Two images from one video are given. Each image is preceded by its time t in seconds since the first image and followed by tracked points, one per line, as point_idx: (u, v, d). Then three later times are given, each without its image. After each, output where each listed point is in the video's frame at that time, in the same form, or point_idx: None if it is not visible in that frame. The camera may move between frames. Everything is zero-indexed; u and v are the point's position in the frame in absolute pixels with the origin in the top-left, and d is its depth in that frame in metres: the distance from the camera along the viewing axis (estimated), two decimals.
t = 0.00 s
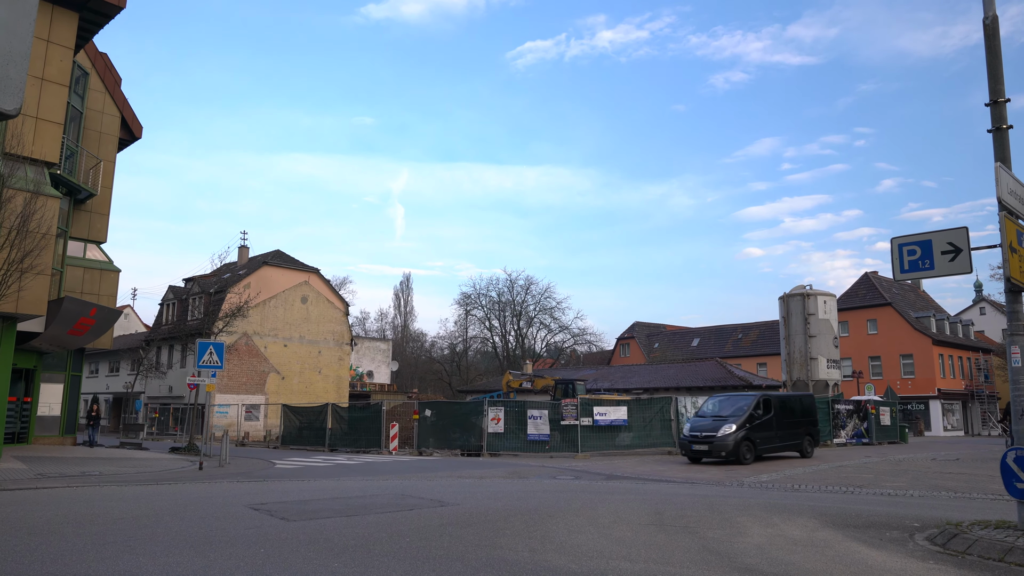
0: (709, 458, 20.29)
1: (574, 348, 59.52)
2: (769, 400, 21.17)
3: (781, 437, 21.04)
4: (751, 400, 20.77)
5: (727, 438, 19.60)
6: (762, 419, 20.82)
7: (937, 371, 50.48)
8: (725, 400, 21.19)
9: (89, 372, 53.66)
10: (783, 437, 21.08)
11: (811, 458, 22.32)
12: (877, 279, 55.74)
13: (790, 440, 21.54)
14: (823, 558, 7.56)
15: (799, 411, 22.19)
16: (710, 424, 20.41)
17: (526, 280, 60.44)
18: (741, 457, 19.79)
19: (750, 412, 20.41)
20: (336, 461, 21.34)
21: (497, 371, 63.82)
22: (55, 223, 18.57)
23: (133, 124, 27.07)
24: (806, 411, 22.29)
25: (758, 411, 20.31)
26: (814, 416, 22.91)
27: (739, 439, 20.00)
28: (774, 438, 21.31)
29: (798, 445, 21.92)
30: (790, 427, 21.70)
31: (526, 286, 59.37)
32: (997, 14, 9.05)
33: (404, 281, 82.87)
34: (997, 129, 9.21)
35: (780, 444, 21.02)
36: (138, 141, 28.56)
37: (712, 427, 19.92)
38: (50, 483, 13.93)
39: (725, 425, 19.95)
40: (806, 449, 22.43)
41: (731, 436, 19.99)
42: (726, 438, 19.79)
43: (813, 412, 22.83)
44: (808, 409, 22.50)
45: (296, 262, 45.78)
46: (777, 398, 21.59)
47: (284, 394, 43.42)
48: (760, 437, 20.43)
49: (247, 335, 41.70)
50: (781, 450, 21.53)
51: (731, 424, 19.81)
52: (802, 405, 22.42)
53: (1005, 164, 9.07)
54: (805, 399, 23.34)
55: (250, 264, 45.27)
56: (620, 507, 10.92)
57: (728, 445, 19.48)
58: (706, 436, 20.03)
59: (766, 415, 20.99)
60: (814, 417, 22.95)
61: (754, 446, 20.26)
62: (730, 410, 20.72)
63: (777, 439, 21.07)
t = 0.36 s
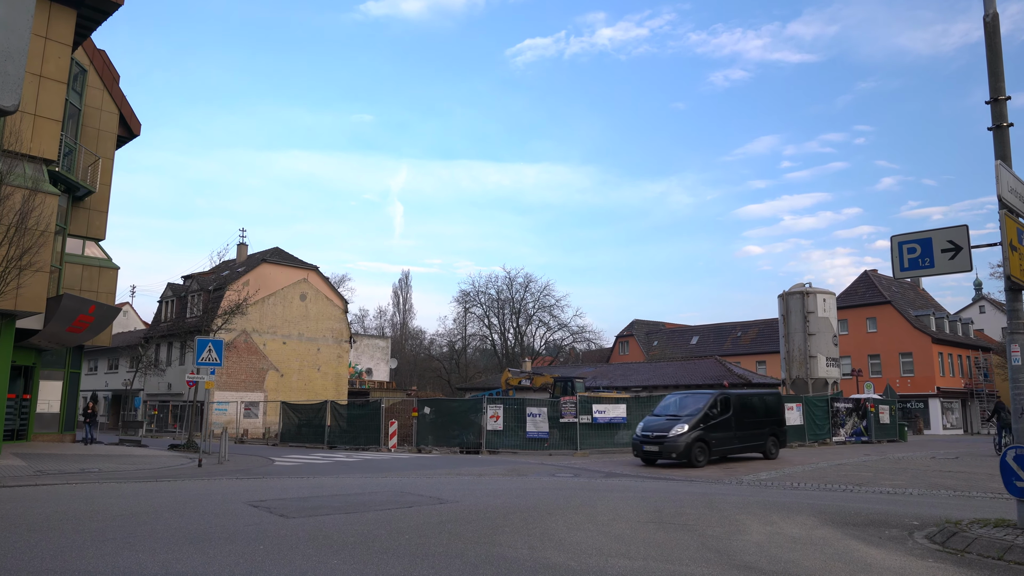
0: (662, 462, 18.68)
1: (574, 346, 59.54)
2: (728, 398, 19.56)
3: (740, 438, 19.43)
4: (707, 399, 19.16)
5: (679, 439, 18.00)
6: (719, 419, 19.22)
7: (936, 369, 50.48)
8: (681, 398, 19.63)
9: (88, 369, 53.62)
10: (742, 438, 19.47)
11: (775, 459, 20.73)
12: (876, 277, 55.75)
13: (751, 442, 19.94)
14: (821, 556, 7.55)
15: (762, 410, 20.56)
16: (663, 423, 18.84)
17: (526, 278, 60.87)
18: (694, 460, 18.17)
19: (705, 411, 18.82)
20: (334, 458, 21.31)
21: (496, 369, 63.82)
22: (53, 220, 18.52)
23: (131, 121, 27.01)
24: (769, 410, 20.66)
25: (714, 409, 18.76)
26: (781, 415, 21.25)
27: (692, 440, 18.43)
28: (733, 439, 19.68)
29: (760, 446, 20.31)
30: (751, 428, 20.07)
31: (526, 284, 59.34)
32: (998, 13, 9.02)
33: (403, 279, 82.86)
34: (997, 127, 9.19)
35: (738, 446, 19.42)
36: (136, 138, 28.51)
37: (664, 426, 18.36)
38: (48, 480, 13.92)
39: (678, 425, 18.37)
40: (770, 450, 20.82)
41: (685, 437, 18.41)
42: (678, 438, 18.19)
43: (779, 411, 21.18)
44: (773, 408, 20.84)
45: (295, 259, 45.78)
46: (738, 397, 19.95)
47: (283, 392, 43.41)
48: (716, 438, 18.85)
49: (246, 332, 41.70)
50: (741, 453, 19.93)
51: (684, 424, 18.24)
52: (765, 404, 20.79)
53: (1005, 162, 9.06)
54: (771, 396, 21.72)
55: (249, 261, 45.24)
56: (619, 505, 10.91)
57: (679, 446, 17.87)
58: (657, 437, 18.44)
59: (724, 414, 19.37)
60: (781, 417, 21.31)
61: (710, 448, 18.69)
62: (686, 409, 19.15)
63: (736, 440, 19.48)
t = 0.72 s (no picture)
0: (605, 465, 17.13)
1: (578, 344, 59.54)
2: (679, 397, 17.84)
3: (690, 440, 17.69)
4: (655, 396, 17.54)
5: (619, 441, 16.44)
6: (667, 419, 17.51)
7: (941, 367, 50.32)
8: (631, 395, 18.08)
9: (94, 365, 53.83)
10: (693, 440, 17.71)
11: (733, 461, 18.94)
12: (882, 275, 55.59)
13: (704, 444, 18.18)
14: (826, 555, 7.54)
15: (719, 410, 18.75)
16: (608, 424, 17.35)
17: (529, 274, 60.13)
18: (636, 464, 16.55)
19: (650, 411, 17.15)
20: (339, 455, 21.37)
21: (500, 367, 63.85)
22: (60, 218, 18.58)
23: (137, 119, 27.10)
24: (727, 410, 18.85)
25: (659, 409, 17.13)
26: (741, 415, 19.42)
27: (635, 442, 16.81)
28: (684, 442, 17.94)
29: (715, 449, 18.53)
30: (706, 429, 18.28)
31: (530, 281, 59.34)
32: (1005, 9, 8.98)
33: (407, 276, 82.98)
34: (1003, 123, 9.15)
35: (689, 449, 17.70)
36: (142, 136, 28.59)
37: (605, 427, 16.87)
38: (55, 476, 13.98)
39: (620, 425, 16.84)
40: (729, 453, 19.01)
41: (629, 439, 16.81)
42: (619, 440, 16.62)
43: (740, 411, 19.35)
44: (732, 408, 19.03)
45: (300, 257, 45.90)
46: (691, 395, 18.19)
47: (288, 389, 43.50)
48: (663, 440, 17.17)
49: (251, 329, 41.80)
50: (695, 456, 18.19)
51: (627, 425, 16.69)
52: (722, 403, 18.97)
53: (1012, 159, 9.01)
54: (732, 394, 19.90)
55: (254, 258, 45.37)
56: (624, 502, 10.90)
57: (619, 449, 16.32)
58: (598, 438, 16.94)
59: (673, 414, 17.66)
60: (741, 416, 19.47)
61: (655, 450, 17.03)
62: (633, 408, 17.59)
63: (687, 442, 17.76)
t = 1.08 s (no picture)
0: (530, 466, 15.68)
1: (581, 341, 59.50)
2: (614, 395, 16.21)
3: (623, 442, 16.02)
4: (587, 393, 15.94)
5: (540, 441, 14.99)
6: (598, 419, 15.87)
7: (945, 364, 50.23)
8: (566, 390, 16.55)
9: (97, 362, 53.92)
10: (626, 442, 16.03)
11: (695, 463, 17.83)
12: (886, 272, 55.47)
13: (641, 446, 16.48)
14: (829, 552, 7.53)
15: (660, 409, 17.00)
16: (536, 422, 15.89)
17: (533, 273, 60.31)
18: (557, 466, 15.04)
19: (579, 409, 15.58)
20: (343, 452, 21.39)
21: (503, 364, 63.87)
22: (63, 215, 18.62)
23: (140, 116, 27.12)
24: (669, 410, 17.10)
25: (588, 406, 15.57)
26: (688, 417, 17.63)
27: (560, 441, 15.26)
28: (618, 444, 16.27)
29: (654, 451, 16.80)
30: (643, 430, 16.56)
31: (534, 279, 59.31)
32: (1010, 4, 8.94)
33: (410, 274, 83.04)
34: (1009, 120, 9.11)
35: (622, 451, 16.03)
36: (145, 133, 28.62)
37: (529, 424, 15.42)
38: (59, 473, 14.02)
39: (544, 423, 15.35)
40: (670, 456, 17.26)
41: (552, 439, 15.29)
42: (541, 440, 15.14)
43: (686, 412, 17.58)
44: (676, 409, 17.27)
45: (303, 254, 45.97)
46: (627, 393, 16.52)
47: (291, 386, 43.60)
48: (592, 441, 15.57)
49: (254, 326, 41.84)
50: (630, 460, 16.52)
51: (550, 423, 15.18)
52: (664, 402, 17.22)
53: (1016, 156, 8.98)
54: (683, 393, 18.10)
55: (257, 255, 45.42)
56: (627, 499, 10.89)
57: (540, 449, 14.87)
58: (521, 436, 15.51)
59: (606, 413, 16.00)
60: (687, 418, 17.68)
61: (582, 451, 15.44)
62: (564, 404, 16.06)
63: (621, 445, 16.09)
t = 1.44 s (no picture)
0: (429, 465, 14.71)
1: (577, 338, 59.54)
2: (523, 391, 15.31)
3: (530, 438, 15.05)
4: (492, 387, 15.04)
5: (434, 435, 14.05)
6: (502, 414, 14.93)
7: (940, 360, 50.41)
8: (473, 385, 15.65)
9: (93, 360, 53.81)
10: (533, 440, 15.05)
11: (690, 460, 17.85)
12: (881, 269, 55.58)
13: (552, 445, 15.45)
14: (824, 547, 7.55)
15: (576, 407, 16.00)
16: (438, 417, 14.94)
17: (529, 269, 60.26)
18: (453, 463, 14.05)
19: (481, 404, 14.72)
20: (339, 450, 21.35)
21: (500, 361, 63.90)
22: (58, 212, 18.54)
23: (135, 113, 27.01)
24: (585, 408, 16.06)
25: (490, 399, 14.68)
26: (610, 416, 16.53)
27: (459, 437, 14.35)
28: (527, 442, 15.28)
29: (569, 451, 15.74)
30: (554, 428, 15.55)
31: (530, 275, 59.26)
32: (1005, 1, 8.95)
33: (406, 270, 82.98)
34: (1003, 117, 9.13)
35: (528, 449, 15.02)
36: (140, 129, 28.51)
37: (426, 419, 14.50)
38: (55, 471, 14.00)
39: (441, 417, 14.40)
40: (589, 457, 16.12)
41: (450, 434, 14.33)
42: (438, 435, 14.19)
43: (608, 410, 16.50)
44: (595, 406, 16.24)
45: (299, 251, 45.90)
46: (539, 389, 15.57)
47: (287, 383, 43.55)
48: (494, 437, 14.64)
49: (250, 323, 41.77)
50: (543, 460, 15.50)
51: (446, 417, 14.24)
52: (581, 399, 16.19)
53: (1010, 153, 9.01)
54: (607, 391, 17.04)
55: (253, 252, 45.33)
56: (623, 496, 10.90)
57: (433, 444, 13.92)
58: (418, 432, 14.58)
59: (511, 409, 15.05)
60: (609, 416, 16.57)
61: (483, 448, 14.50)
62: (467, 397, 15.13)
63: (529, 442, 15.10)
